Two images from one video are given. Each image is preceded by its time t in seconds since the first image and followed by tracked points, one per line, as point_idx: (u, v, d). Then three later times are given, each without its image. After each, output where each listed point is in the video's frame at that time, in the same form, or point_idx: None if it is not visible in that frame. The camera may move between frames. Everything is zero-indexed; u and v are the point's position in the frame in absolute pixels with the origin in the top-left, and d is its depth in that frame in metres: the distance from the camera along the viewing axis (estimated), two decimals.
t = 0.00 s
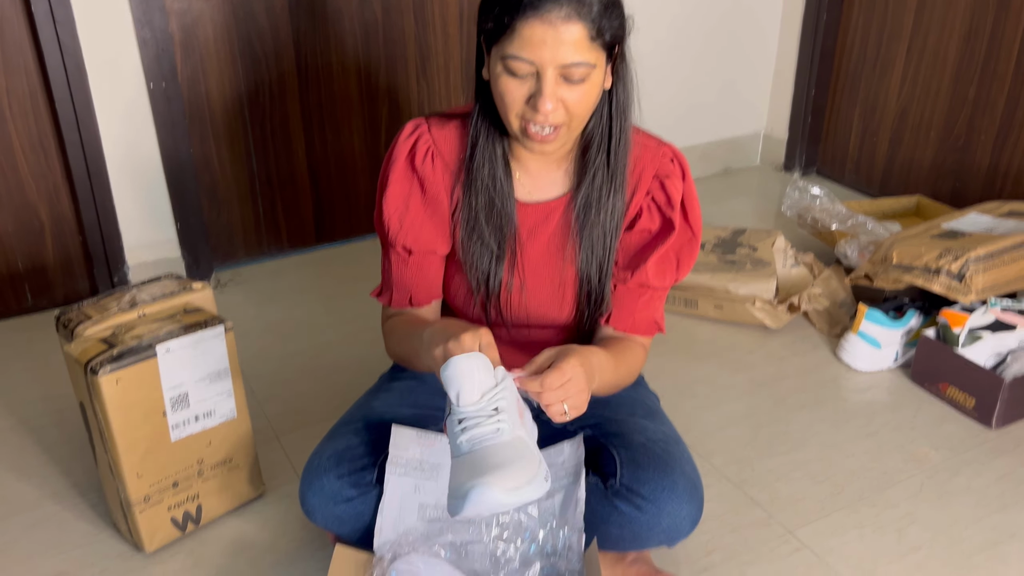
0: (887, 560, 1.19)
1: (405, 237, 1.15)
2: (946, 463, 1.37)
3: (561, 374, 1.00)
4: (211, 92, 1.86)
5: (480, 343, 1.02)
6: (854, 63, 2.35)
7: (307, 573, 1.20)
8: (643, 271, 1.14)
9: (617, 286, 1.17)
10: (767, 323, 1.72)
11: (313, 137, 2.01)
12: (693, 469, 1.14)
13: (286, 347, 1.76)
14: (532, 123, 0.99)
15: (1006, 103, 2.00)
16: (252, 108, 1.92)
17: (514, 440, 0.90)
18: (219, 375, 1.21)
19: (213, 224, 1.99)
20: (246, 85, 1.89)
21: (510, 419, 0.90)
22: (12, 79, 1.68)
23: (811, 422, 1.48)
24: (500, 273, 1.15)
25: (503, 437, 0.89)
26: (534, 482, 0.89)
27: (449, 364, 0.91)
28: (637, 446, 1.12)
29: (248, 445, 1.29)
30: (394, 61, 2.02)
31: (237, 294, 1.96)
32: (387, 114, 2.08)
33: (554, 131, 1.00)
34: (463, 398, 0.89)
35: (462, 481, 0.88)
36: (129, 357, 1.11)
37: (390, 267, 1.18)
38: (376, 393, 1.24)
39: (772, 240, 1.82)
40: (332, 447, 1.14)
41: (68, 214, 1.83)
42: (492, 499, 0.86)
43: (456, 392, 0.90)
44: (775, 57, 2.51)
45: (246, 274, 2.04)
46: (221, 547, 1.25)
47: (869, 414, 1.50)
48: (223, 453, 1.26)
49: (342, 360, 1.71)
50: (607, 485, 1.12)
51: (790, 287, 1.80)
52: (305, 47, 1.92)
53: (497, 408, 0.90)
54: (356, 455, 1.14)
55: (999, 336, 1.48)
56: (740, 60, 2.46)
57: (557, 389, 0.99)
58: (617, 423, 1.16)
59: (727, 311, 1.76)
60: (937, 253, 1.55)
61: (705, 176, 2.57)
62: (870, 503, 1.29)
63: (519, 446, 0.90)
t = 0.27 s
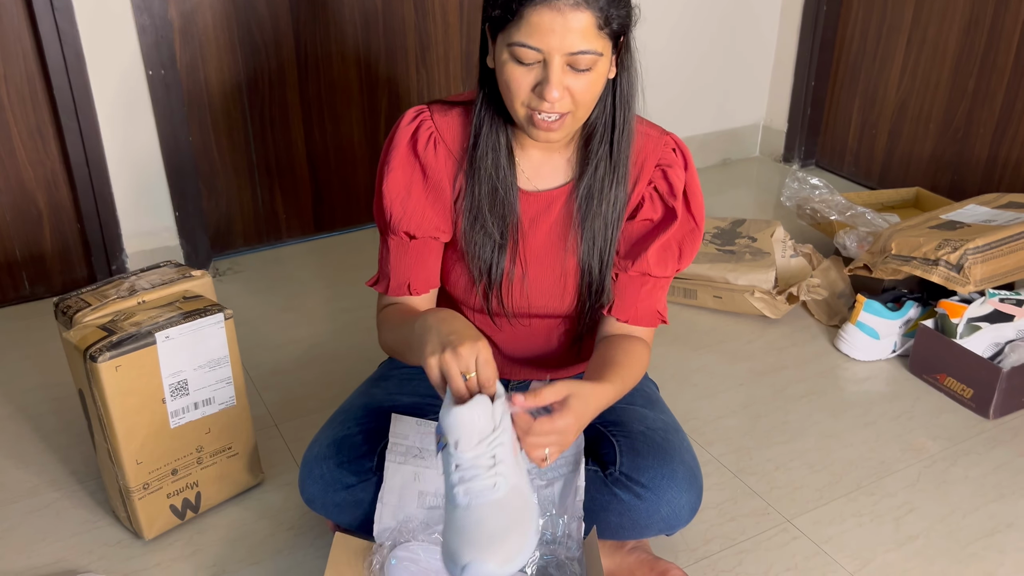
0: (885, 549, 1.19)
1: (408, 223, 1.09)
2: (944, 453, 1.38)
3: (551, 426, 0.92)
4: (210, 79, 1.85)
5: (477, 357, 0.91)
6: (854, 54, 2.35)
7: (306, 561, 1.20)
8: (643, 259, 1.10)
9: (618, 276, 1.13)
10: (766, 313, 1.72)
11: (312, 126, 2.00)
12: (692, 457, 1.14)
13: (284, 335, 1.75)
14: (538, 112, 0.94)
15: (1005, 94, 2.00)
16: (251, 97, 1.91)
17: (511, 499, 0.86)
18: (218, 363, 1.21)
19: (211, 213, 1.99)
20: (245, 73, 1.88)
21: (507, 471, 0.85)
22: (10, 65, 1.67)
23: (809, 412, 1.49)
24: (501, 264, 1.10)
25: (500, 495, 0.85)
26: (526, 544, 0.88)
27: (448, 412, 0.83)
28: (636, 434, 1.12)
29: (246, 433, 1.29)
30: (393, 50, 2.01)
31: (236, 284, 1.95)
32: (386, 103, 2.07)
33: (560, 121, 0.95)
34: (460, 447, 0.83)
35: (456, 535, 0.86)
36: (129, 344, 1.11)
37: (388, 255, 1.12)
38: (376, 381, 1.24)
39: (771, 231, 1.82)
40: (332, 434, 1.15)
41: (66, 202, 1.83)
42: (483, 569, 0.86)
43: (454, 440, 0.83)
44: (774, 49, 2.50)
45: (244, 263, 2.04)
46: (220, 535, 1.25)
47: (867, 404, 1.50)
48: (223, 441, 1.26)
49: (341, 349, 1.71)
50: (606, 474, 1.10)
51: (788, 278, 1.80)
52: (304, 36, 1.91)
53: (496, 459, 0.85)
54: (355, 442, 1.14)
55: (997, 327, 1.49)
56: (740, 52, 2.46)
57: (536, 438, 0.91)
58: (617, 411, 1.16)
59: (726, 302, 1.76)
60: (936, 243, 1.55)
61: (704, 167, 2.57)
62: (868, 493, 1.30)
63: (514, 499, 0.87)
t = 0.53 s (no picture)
0: (878, 545, 1.20)
1: (408, 220, 1.07)
2: (938, 449, 1.38)
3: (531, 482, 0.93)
4: (207, 72, 1.85)
5: (469, 397, 0.90)
6: (851, 48, 2.34)
7: (302, 555, 1.21)
8: (637, 250, 1.07)
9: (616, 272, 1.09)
10: (761, 308, 1.73)
11: (309, 119, 2.00)
12: (686, 453, 1.15)
13: (281, 330, 1.76)
14: (542, 111, 0.94)
15: (1002, 90, 2.00)
16: (249, 91, 1.91)
17: (484, 548, 0.89)
18: (215, 357, 1.21)
19: (207, 206, 1.98)
20: (242, 66, 1.88)
21: (484, 523, 0.89)
22: (5, 57, 1.66)
23: (804, 407, 1.49)
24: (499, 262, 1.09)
25: (476, 548, 0.88)
26: None
27: (434, 462, 0.85)
28: (632, 431, 1.13)
29: (243, 428, 1.29)
30: (390, 43, 2.00)
31: (232, 278, 1.95)
32: (383, 97, 2.06)
33: (564, 121, 0.94)
34: (442, 496, 0.86)
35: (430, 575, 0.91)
36: (126, 339, 1.11)
37: (385, 252, 1.10)
38: (371, 376, 1.24)
39: (768, 226, 1.82)
40: (327, 431, 1.16)
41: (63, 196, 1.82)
42: None
43: (437, 489, 0.86)
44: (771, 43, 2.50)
45: (241, 257, 2.04)
46: (217, 529, 1.25)
47: (862, 400, 1.51)
48: (219, 435, 1.26)
49: (337, 343, 1.71)
50: (601, 470, 1.11)
51: (785, 273, 1.80)
52: (302, 29, 1.90)
53: (474, 509, 0.88)
54: (351, 438, 1.14)
55: (991, 323, 1.50)
56: (738, 47, 2.46)
57: (512, 494, 0.92)
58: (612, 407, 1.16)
59: (722, 297, 1.77)
60: (931, 240, 1.55)
61: (701, 161, 2.57)
62: (862, 488, 1.30)
63: (492, 549, 0.90)
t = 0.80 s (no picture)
0: (874, 519, 1.22)
1: (412, 206, 1.08)
2: (934, 426, 1.40)
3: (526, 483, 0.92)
4: (208, 52, 1.84)
5: (463, 394, 0.90)
6: (852, 28, 2.34)
7: (307, 529, 1.23)
8: (637, 236, 1.08)
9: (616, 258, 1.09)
10: (760, 288, 1.74)
11: (310, 100, 2.00)
12: (686, 429, 1.16)
13: (283, 308, 1.77)
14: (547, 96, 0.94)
15: (1002, 70, 2.00)
16: (250, 71, 1.90)
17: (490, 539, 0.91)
18: (220, 334, 1.23)
19: (208, 186, 1.99)
20: (243, 46, 1.87)
21: (487, 517, 0.89)
22: (6, 35, 1.66)
23: (802, 385, 1.51)
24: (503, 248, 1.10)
25: (479, 542, 0.89)
26: None
27: (435, 466, 0.83)
28: (632, 407, 1.14)
29: (247, 403, 1.30)
30: (391, 23, 2.00)
31: (234, 257, 1.95)
32: (384, 76, 2.06)
33: (569, 107, 0.95)
34: (445, 496, 0.85)
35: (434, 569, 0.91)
36: (131, 315, 1.12)
37: (389, 238, 1.10)
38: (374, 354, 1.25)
39: (767, 206, 1.83)
40: (332, 408, 1.17)
41: (65, 174, 1.83)
42: None
43: (439, 490, 0.84)
44: (772, 22, 2.49)
45: (243, 236, 2.04)
46: (222, 503, 1.27)
47: (860, 378, 1.53)
48: (224, 411, 1.28)
49: (340, 321, 1.72)
50: (602, 444, 1.13)
51: (784, 253, 1.81)
52: (302, 8, 1.90)
53: (478, 505, 0.87)
54: (355, 414, 1.16)
55: (988, 302, 1.52)
56: (739, 26, 2.45)
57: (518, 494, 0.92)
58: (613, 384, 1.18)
59: (721, 276, 1.78)
60: (931, 219, 1.57)
61: (701, 141, 2.57)
62: (859, 464, 1.32)
63: (492, 539, 0.92)
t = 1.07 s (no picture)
0: (868, 495, 1.24)
1: (414, 194, 1.09)
2: (928, 405, 1.42)
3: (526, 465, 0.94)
4: (210, 37, 1.85)
5: (462, 378, 0.92)
6: (851, 13, 2.35)
7: (312, 504, 1.25)
8: (636, 222, 1.09)
9: (616, 244, 1.11)
10: (758, 270, 1.77)
11: (311, 85, 2.01)
12: (683, 408, 1.18)
13: (286, 290, 1.79)
14: (551, 78, 0.95)
15: (999, 55, 2.01)
16: (252, 55, 1.91)
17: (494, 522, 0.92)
18: (225, 313, 1.25)
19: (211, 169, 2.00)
20: (246, 31, 1.88)
21: (490, 499, 0.90)
22: (11, 19, 1.67)
23: (799, 365, 1.53)
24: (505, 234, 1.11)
25: (484, 524, 0.90)
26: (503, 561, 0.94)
27: (436, 451, 0.85)
28: (630, 386, 1.16)
29: (252, 382, 1.33)
30: (391, 8, 2.01)
31: (237, 240, 1.97)
32: (385, 60, 2.07)
33: (572, 89, 0.96)
34: (447, 480, 0.87)
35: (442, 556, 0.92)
36: (139, 294, 1.14)
37: (392, 225, 1.12)
38: (376, 333, 1.27)
39: (765, 190, 1.85)
40: (336, 386, 1.19)
41: (69, 157, 1.84)
42: None
43: (441, 474, 0.86)
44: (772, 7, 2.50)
45: (245, 219, 2.06)
46: (228, 480, 1.30)
47: (856, 358, 1.55)
48: (230, 389, 1.30)
49: (343, 303, 1.74)
50: (600, 422, 1.15)
51: (782, 236, 1.83)
52: None
53: (481, 488, 0.89)
54: (358, 392, 1.18)
55: (982, 284, 1.54)
56: (739, 11, 2.46)
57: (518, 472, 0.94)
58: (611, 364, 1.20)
59: (719, 259, 1.80)
60: (925, 203, 1.58)
61: (701, 126, 2.58)
62: (853, 442, 1.35)
63: (497, 522, 0.92)
